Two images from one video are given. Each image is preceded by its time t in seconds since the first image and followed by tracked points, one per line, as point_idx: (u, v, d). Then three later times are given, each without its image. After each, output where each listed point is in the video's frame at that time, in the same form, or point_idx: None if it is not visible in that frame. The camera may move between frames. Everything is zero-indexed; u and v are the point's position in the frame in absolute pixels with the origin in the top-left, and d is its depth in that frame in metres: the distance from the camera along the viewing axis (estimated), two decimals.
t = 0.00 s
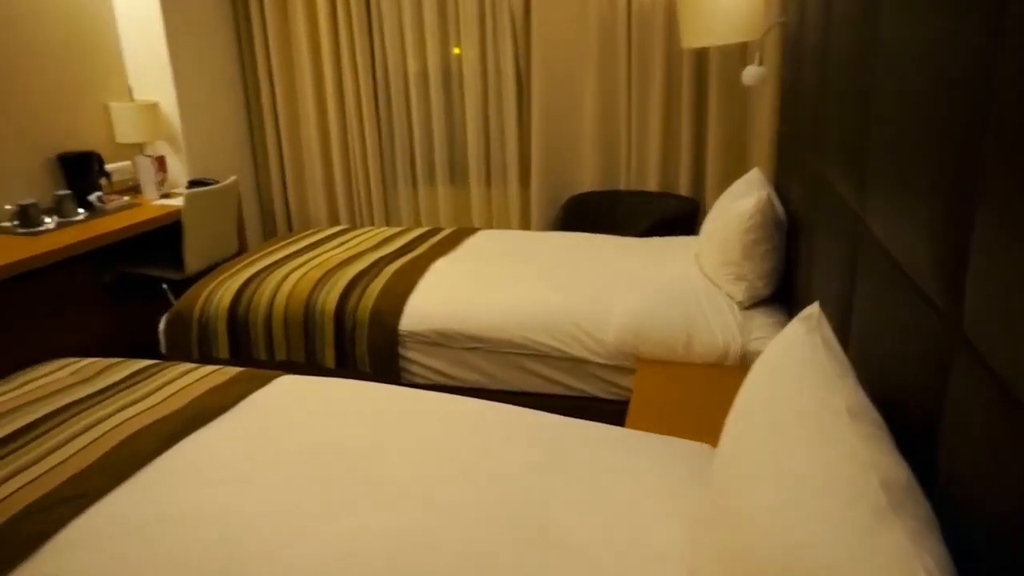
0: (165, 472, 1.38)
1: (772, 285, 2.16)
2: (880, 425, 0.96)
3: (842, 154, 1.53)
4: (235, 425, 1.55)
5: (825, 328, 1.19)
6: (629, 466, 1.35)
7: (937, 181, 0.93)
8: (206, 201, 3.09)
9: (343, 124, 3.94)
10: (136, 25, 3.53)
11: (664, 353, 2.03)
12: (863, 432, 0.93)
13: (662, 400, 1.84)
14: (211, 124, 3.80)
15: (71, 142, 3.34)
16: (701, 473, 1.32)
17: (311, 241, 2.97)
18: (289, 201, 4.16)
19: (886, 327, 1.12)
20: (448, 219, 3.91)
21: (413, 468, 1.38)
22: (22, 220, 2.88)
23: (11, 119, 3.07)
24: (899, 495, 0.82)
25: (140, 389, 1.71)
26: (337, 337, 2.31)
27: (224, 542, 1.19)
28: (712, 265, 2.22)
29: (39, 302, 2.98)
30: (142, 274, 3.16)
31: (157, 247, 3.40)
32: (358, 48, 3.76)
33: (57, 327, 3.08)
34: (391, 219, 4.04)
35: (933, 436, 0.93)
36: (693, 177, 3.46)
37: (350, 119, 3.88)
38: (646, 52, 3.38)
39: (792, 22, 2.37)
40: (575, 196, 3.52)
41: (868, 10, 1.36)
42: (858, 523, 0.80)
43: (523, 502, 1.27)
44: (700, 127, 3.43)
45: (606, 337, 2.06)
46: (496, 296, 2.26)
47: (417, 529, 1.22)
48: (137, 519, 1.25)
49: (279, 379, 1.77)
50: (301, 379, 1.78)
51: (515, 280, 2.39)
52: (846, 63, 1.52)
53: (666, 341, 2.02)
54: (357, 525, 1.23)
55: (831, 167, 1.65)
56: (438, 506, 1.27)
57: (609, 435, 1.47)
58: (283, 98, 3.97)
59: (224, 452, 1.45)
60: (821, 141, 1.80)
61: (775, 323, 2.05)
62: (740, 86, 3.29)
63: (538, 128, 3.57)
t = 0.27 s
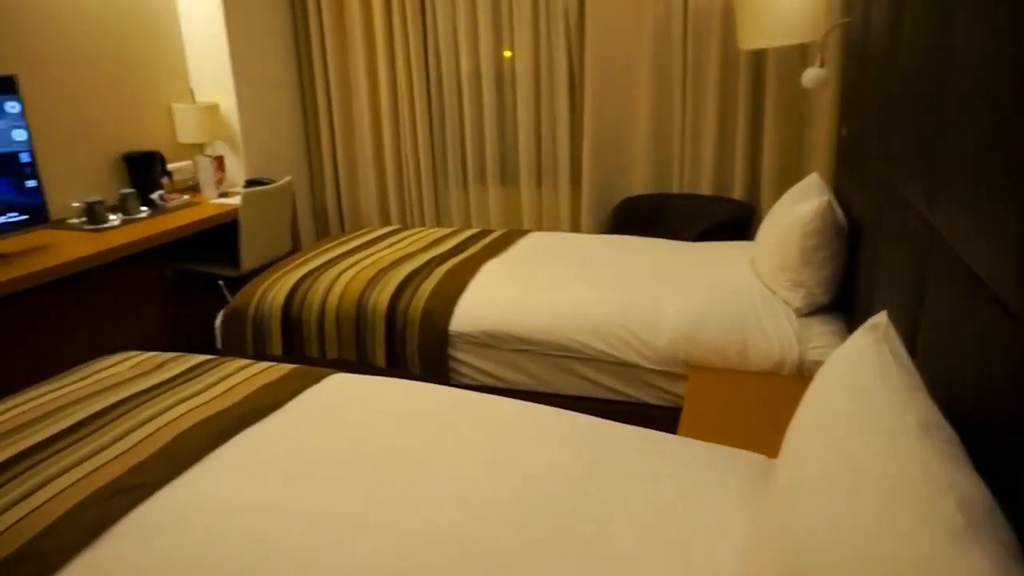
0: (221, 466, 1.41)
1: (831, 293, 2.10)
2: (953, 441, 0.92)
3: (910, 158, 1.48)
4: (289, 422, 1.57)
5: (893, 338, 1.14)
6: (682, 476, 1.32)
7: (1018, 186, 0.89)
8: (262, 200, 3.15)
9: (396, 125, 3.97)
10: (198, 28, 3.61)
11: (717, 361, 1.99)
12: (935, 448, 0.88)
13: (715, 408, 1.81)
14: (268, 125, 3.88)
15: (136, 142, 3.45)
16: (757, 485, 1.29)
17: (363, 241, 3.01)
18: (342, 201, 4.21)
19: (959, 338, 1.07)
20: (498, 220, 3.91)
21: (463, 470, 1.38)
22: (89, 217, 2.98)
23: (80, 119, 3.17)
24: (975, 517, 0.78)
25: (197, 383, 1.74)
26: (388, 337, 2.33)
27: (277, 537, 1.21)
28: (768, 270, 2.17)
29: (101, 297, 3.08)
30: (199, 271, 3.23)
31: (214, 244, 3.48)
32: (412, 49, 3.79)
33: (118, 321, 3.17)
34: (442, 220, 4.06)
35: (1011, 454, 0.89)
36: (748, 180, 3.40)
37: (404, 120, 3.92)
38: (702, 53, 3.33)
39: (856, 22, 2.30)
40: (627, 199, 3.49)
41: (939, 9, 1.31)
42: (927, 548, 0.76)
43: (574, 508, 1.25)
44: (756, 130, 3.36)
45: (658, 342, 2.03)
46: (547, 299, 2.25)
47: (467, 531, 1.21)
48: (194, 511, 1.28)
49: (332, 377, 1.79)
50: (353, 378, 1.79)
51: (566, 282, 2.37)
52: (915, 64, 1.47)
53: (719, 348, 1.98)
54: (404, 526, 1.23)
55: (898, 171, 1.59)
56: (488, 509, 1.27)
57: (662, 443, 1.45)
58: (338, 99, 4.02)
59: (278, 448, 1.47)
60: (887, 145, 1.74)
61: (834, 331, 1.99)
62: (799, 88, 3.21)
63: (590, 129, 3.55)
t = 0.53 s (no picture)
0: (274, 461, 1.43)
1: (896, 304, 2.02)
2: None
3: (985, 165, 1.41)
4: (340, 421, 1.58)
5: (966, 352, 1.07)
6: (736, 491, 1.28)
7: None
8: (317, 200, 3.20)
9: (450, 127, 3.99)
10: (260, 30, 3.69)
11: (773, 371, 1.93)
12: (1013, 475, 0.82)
13: (770, 420, 1.76)
14: (325, 126, 3.94)
15: (198, 141, 3.54)
16: (814, 503, 1.24)
17: (416, 241, 3.02)
18: (396, 201, 4.25)
19: None
20: (549, 221, 3.89)
21: (512, 476, 1.37)
22: (152, 214, 3.06)
23: (146, 119, 3.27)
24: None
25: (252, 378, 1.77)
26: (438, 338, 2.34)
27: (324, 535, 1.21)
28: (829, 278, 2.10)
29: (162, 292, 3.17)
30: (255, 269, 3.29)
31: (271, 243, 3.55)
32: (467, 51, 3.81)
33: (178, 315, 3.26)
34: (494, 222, 4.07)
35: None
36: (808, 185, 3.31)
37: (457, 121, 3.94)
38: (762, 53, 3.25)
39: (927, 22, 2.21)
40: (682, 202, 3.43)
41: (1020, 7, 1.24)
42: None
43: (623, 519, 1.23)
44: (818, 134, 3.27)
45: (712, 350, 1.99)
46: (599, 304, 2.22)
47: (513, 538, 1.20)
48: (246, 504, 1.30)
49: (382, 376, 1.80)
50: (403, 378, 1.80)
51: (618, 287, 2.34)
52: (993, 64, 1.40)
53: (776, 358, 1.93)
54: (451, 531, 1.22)
55: (972, 178, 1.52)
56: (535, 515, 1.25)
57: (715, 455, 1.41)
58: (394, 100, 4.06)
59: (328, 446, 1.48)
60: (960, 149, 1.66)
61: (898, 343, 1.91)
62: (864, 91, 3.11)
63: (645, 131, 3.50)
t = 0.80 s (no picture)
0: (323, 461, 1.44)
1: (963, 318, 1.93)
2: None
3: None
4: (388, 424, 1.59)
5: None
6: (789, 510, 1.25)
7: None
8: (371, 201, 3.23)
9: (503, 130, 3.99)
10: (318, 33, 3.75)
11: (831, 385, 1.87)
12: None
13: (827, 436, 1.70)
14: (381, 128, 3.98)
15: (257, 141, 3.62)
16: (873, 525, 1.19)
17: (467, 244, 3.03)
18: (448, 203, 4.28)
19: None
20: (602, 226, 3.87)
21: (558, 485, 1.35)
22: (212, 212, 3.13)
23: (208, 120, 3.36)
24: None
25: (304, 377, 1.80)
26: (488, 341, 2.34)
27: (369, 537, 1.22)
28: (893, 290, 2.03)
29: (219, 289, 3.24)
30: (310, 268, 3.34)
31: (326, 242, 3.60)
32: (522, 54, 3.80)
33: (235, 312, 3.33)
34: (546, 225, 4.05)
35: None
36: (870, 193, 3.21)
37: (511, 124, 3.94)
38: (824, 57, 3.16)
39: (1001, 24, 2.12)
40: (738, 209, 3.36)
41: None
42: None
43: (670, 534, 1.20)
44: (881, 140, 3.17)
45: (767, 362, 1.94)
46: (651, 311, 2.18)
47: (557, 548, 1.18)
48: (294, 503, 1.31)
49: (431, 379, 1.81)
50: (452, 382, 1.80)
51: (670, 294, 2.31)
52: None
53: (834, 372, 1.87)
54: (493, 540, 1.21)
55: None
56: (581, 526, 1.23)
57: (769, 472, 1.37)
58: (448, 103, 4.09)
59: (376, 448, 1.48)
60: None
61: (965, 360, 1.83)
62: (932, 95, 3.00)
63: (701, 135, 3.45)
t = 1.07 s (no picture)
0: (368, 464, 1.46)
1: None
2: None
3: None
4: (435, 429, 1.59)
5: None
6: (843, 533, 1.21)
7: None
8: (423, 204, 3.25)
9: (555, 136, 3.99)
10: (375, 39, 3.80)
11: (889, 403, 1.81)
12: None
13: (883, 456, 1.65)
14: (434, 132, 4.02)
15: (313, 145, 3.69)
16: (931, 554, 1.15)
17: (517, 249, 3.03)
18: (500, 207, 4.29)
19: None
20: (653, 233, 3.83)
21: (602, 496, 1.34)
22: (269, 214, 3.20)
23: (266, 123, 3.44)
24: None
25: (353, 380, 1.82)
26: (536, 348, 2.33)
27: (412, 542, 1.22)
28: (958, 306, 1.95)
29: (274, 288, 3.31)
30: (362, 270, 3.39)
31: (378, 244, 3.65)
32: (576, 60, 3.79)
33: (289, 312, 3.40)
34: (596, 232, 4.03)
35: None
36: (934, 204, 3.11)
37: (563, 128, 3.92)
38: (888, 64, 3.07)
39: None
40: (795, 218, 3.29)
41: None
42: None
43: (716, 552, 1.18)
44: (948, 149, 3.06)
45: (821, 377, 1.89)
46: (702, 322, 2.15)
47: (600, 562, 1.17)
48: (340, 505, 1.33)
49: (477, 385, 1.81)
50: (499, 388, 1.80)
51: (722, 305, 2.26)
52: None
53: (892, 390, 1.81)
54: (534, 551, 1.20)
55: None
56: (624, 539, 1.22)
57: (823, 493, 1.33)
58: (501, 107, 4.10)
59: (422, 452, 1.49)
60: None
61: None
62: (1003, 103, 2.89)
63: (757, 143, 3.38)
